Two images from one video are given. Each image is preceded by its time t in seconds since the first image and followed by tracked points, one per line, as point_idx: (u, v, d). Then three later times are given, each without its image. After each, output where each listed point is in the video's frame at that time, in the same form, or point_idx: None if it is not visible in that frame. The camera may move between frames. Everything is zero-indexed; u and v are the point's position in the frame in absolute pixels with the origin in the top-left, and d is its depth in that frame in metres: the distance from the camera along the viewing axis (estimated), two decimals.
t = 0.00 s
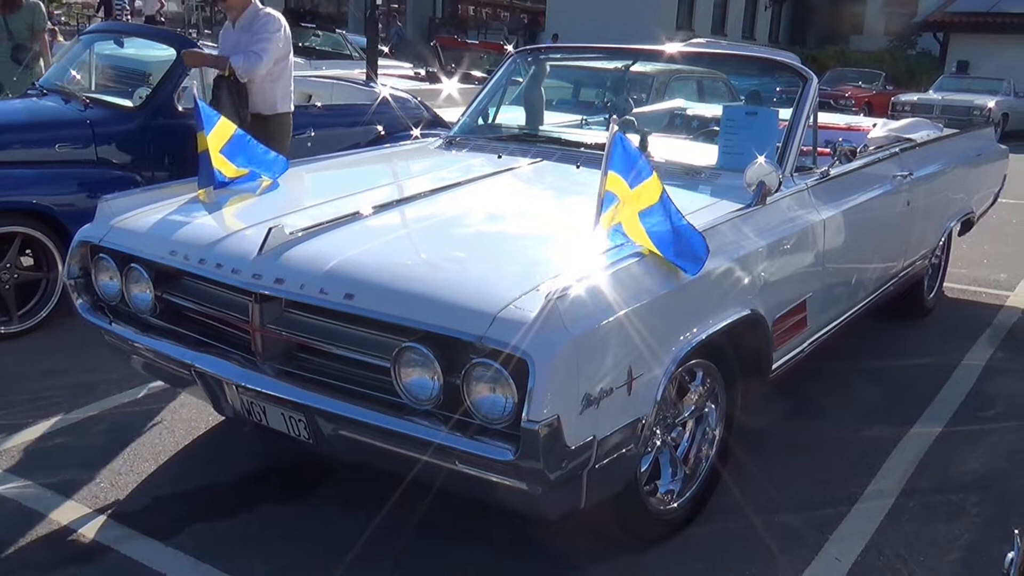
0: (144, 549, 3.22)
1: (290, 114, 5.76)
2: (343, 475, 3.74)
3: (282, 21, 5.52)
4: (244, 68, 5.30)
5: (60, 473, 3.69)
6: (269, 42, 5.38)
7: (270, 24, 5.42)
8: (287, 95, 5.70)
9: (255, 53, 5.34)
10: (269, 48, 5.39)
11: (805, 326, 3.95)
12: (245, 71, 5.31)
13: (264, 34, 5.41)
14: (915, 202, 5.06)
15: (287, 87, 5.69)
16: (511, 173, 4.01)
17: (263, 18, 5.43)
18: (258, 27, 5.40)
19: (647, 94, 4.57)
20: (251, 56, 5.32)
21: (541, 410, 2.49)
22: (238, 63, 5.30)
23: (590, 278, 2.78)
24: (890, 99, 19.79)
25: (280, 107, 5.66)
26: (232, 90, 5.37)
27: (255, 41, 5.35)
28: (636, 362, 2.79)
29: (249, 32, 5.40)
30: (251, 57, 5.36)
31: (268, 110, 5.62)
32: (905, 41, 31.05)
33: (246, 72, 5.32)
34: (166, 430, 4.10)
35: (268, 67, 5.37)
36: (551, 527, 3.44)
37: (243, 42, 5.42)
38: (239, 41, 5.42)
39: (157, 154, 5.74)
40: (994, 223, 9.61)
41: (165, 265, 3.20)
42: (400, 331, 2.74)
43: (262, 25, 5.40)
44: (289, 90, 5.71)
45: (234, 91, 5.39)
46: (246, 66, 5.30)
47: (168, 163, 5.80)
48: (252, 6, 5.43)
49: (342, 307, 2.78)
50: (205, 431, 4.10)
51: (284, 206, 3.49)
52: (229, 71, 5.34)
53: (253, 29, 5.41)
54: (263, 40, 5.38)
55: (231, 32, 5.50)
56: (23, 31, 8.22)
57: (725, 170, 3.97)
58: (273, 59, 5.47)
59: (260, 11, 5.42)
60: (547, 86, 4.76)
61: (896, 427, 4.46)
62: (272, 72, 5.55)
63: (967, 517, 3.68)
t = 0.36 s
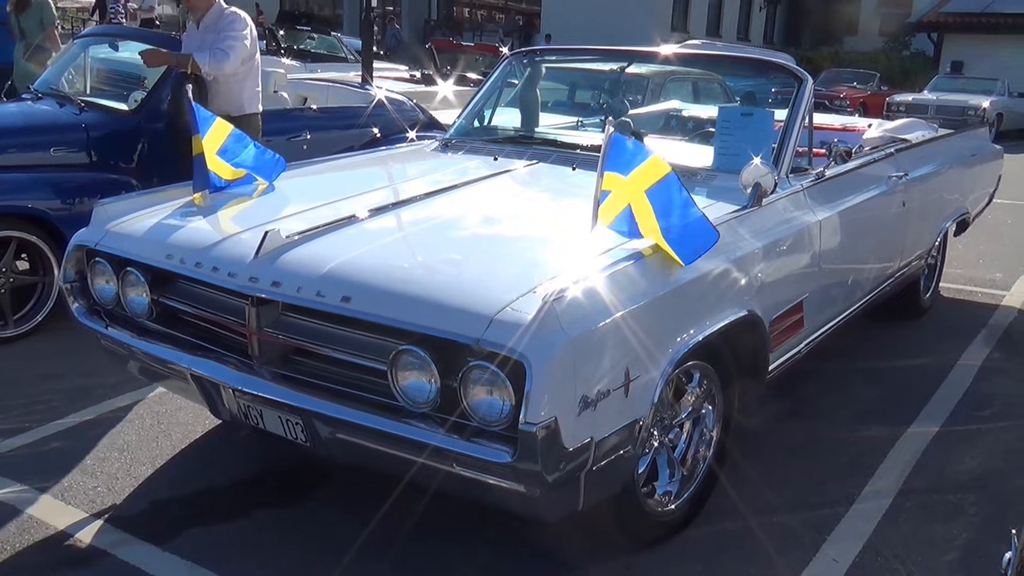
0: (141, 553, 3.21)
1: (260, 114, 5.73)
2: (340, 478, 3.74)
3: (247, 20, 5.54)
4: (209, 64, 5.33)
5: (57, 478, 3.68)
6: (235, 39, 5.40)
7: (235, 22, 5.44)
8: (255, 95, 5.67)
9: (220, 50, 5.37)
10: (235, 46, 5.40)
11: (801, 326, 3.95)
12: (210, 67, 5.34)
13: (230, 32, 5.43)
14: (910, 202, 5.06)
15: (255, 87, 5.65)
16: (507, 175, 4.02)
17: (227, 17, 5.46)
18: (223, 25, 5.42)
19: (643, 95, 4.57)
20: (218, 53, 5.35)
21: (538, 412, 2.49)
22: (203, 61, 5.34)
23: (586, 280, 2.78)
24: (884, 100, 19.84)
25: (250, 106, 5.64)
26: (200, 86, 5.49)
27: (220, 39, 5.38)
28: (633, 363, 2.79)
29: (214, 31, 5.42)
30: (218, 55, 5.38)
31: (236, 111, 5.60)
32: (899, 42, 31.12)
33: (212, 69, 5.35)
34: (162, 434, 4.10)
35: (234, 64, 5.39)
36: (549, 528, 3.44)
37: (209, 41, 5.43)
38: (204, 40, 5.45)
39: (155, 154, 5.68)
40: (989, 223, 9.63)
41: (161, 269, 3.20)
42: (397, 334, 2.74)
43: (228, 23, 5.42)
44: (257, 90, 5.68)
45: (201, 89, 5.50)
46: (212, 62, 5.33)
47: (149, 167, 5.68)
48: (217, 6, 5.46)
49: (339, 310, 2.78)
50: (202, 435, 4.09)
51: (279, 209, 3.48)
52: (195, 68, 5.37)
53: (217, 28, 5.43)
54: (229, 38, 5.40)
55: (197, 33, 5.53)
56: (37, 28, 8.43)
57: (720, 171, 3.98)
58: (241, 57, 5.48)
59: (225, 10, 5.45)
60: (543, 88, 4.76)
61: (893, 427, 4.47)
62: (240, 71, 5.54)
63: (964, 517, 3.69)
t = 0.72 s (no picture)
0: (138, 557, 3.20)
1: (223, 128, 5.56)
2: (337, 482, 3.73)
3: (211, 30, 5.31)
4: (168, 78, 5.16)
5: (53, 482, 3.67)
6: (196, 52, 5.21)
7: (197, 34, 5.24)
8: (219, 108, 5.50)
9: (181, 63, 5.18)
10: (196, 58, 5.21)
11: (798, 329, 3.95)
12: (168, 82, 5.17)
13: (193, 43, 5.23)
14: (907, 204, 5.07)
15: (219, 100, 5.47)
16: (504, 178, 4.01)
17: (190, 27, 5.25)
18: (185, 36, 5.23)
19: (640, 97, 4.55)
20: (178, 66, 5.17)
21: (537, 415, 2.48)
22: (162, 74, 5.18)
23: (584, 282, 2.77)
24: (881, 102, 19.86)
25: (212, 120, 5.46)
26: (160, 101, 5.36)
27: (182, 51, 5.18)
28: (631, 366, 2.79)
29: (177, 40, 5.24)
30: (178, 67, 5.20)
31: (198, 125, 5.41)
32: (895, 44, 31.20)
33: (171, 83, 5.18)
34: (159, 438, 4.09)
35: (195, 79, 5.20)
36: (547, 531, 3.43)
37: (172, 51, 5.25)
38: (167, 50, 5.27)
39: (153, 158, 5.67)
40: (986, 225, 9.64)
41: (158, 272, 3.19)
42: (395, 338, 2.74)
43: (190, 35, 5.23)
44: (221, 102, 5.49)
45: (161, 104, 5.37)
46: (171, 77, 5.16)
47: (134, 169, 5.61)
48: (182, 15, 5.30)
49: (336, 314, 2.77)
50: (199, 439, 4.08)
51: (276, 212, 3.48)
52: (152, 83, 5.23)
53: (180, 38, 5.24)
54: (190, 50, 5.20)
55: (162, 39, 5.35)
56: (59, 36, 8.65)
57: (718, 173, 3.99)
58: (203, 70, 5.28)
59: (191, 18, 5.29)
60: (539, 90, 4.77)
61: (891, 429, 4.47)
62: (203, 84, 5.35)
63: (962, 519, 3.69)
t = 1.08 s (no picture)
0: (135, 560, 3.19)
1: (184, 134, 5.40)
2: (335, 486, 3.72)
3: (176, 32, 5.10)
4: (124, 84, 4.94)
5: (50, 485, 3.66)
6: (157, 56, 5.00)
7: (159, 38, 5.03)
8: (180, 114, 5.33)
9: (139, 68, 4.96)
10: (157, 63, 5.00)
11: (796, 331, 3.95)
12: (124, 87, 4.94)
13: (155, 47, 5.02)
14: (904, 207, 5.08)
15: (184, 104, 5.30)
16: (502, 180, 4.01)
17: (154, 29, 5.03)
18: (148, 38, 5.02)
19: (638, 100, 4.56)
20: (136, 71, 4.96)
21: (535, 418, 2.48)
22: (118, 80, 4.93)
23: (582, 284, 2.78)
24: (878, 105, 19.90)
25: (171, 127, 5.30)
26: (111, 106, 5.01)
27: (142, 55, 4.97)
28: (629, 368, 2.79)
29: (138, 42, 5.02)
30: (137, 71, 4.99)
31: (160, 130, 5.27)
32: (892, 47, 31.26)
33: (127, 89, 4.96)
34: (156, 441, 4.08)
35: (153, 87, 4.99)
36: (545, 534, 3.43)
37: (133, 52, 5.03)
38: (127, 51, 5.05)
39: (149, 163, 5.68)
40: (982, 227, 9.65)
41: (155, 275, 3.19)
42: (393, 340, 2.74)
43: (152, 38, 5.02)
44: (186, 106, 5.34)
45: (112, 109, 5.02)
46: (127, 83, 4.93)
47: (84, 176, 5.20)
48: (148, 15, 5.06)
49: (334, 316, 2.77)
50: (196, 442, 4.08)
51: (274, 215, 3.48)
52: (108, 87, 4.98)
53: (142, 39, 5.03)
54: (150, 54, 4.99)
55: (123, 38, 5.12)
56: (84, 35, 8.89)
57: (715, 176, 4.00)
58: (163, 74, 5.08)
59: (158, 18, 5.06)
60: (537, 92, 4.78)
61: (889, 431, 4.47)
62: (166, 88, 5.19)
63: (960, 522, 3.69)
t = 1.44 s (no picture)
0: (133, 562, 3.19)
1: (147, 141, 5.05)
2: (333, 487, 3.72)
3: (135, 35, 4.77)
4: (88, 93, 4.59)
5: (47, 487, 3.66)
6: (120, 63, 4.67)
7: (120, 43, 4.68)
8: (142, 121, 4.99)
9: (102, 76, 4.63)
10: (120, 71, 4.67)
11: (794, 333, 3.95)
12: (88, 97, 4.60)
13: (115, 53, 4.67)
14: (902, 211, 5.08)
15: (144, 112, 4.98)
16: (500, 183, 4.01)
17: (112, 34, 4.68)
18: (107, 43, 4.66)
19: (636, 103, 4.53)
20: (99, 79, 4.62)
21: (534, 420, 2.49)
22: (80, 89, 4.58)
23: (580, 286, 2.78)
24: (876, 108, 19.92)
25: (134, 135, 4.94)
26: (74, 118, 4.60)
27: (103, 62, 4.63)
28: (628, 370, 2.80)
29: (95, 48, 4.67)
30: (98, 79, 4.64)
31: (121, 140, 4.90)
32: (890, 50, 31.29)
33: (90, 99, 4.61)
34: (153, 442, 4.08)
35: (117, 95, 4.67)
36: (543, 536, 3.43)
37: (90, 59, 4.68)
38: (83, 58, 4.69)
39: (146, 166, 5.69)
40: (979, 230, 9.66)
41: (154, 276, 3.19)
42: (392, 342, 2.74)
43: (112, 43, 4.67)
44: (144, 116, 5.01)
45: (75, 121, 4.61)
46: (89, 93, 4.59)
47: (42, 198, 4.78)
48: (104, 18, 4.71)
49: (334, 318, 2.77)
50: (195, 443, 4.08)
51: (272, 216, 3.48)
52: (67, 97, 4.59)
53: (99, 45, 4.68)
54: (112, 61, 4.65)
55: (76, 43, 4.75)
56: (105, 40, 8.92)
57: (714, 178, 4.01)
58: (125, 82, 4.74)
59: (115, 22, 4.72)
60: (536, 95, 4.78)
61: (887, 433, 4.48)
62: (127, 95, 4.84)
63: (959, 524, 3.69)
